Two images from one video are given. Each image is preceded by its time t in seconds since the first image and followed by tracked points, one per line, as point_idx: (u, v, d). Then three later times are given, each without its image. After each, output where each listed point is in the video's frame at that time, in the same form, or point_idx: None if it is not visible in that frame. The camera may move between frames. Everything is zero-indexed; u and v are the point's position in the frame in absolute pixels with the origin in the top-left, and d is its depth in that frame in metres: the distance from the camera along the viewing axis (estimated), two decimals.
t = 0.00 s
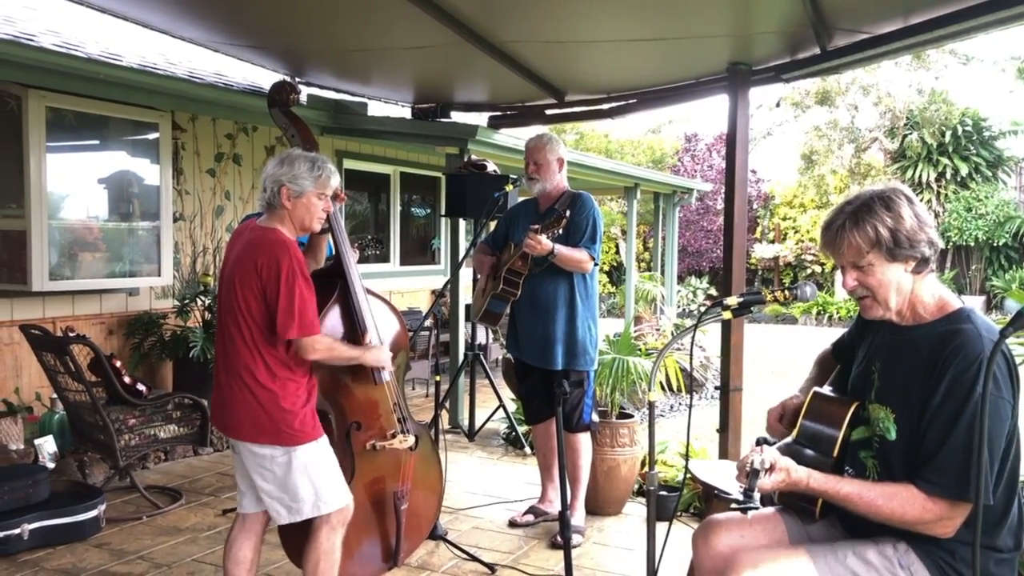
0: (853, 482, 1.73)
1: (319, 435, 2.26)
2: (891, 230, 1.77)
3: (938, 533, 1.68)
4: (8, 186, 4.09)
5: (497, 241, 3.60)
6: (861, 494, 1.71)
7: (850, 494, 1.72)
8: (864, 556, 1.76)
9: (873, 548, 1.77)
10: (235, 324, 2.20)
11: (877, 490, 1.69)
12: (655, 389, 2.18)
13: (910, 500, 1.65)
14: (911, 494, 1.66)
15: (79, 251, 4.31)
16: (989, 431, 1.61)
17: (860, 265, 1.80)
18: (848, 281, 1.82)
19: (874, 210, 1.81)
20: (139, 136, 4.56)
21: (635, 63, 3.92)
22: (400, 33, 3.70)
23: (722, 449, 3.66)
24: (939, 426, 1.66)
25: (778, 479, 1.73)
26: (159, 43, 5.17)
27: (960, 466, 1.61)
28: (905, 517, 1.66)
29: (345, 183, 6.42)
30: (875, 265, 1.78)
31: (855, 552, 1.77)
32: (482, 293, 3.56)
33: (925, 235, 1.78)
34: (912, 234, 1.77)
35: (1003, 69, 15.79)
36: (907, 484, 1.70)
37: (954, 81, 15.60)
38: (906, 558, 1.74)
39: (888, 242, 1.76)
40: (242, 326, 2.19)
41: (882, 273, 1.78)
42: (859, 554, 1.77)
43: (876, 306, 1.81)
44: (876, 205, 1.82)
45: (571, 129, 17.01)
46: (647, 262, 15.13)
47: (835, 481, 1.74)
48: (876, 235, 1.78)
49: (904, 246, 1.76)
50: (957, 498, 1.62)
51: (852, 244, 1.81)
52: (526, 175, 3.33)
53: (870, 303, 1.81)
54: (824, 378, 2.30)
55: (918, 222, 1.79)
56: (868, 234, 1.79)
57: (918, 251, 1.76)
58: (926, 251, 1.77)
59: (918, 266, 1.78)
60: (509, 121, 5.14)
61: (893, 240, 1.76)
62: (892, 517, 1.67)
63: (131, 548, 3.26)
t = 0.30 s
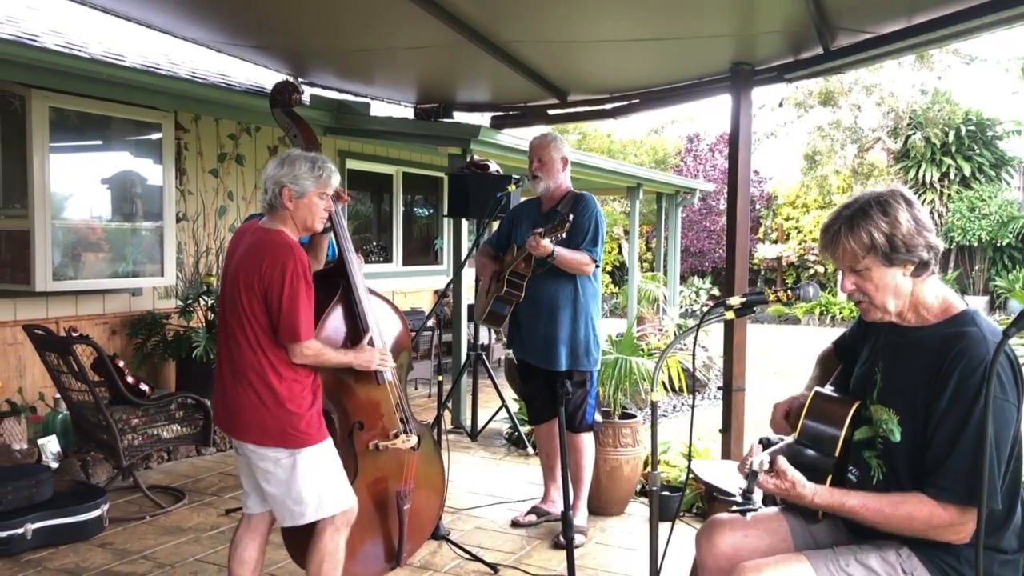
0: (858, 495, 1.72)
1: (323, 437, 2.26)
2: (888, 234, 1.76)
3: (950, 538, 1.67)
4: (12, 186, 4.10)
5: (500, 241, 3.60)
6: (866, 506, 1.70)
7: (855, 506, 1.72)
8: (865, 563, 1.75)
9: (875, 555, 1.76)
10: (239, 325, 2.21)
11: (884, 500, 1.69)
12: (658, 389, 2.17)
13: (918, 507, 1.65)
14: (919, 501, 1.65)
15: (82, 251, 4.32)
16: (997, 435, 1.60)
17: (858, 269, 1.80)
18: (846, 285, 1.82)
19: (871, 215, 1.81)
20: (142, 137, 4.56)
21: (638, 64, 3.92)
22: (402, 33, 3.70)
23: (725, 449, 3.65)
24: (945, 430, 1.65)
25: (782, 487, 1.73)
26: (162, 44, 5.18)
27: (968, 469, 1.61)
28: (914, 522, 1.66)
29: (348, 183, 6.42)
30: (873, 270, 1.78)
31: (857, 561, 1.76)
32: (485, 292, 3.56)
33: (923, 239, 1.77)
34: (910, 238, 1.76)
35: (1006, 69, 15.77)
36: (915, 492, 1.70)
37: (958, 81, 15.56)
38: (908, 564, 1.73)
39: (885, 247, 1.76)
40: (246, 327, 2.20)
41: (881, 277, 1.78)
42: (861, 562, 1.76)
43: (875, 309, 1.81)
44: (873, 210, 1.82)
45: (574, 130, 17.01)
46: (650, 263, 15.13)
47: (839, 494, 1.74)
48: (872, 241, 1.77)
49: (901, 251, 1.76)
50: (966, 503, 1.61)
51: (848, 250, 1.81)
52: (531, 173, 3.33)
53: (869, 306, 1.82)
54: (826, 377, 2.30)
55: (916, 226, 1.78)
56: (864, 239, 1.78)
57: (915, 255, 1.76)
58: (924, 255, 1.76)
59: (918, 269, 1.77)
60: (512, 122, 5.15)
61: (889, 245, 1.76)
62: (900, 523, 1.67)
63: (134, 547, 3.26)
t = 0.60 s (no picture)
0: (856, 506, 1.73)
1: (320, 439, 2.27)
2: (885, 235, 1.77)
3: (954, 541, 1.67)
4: (15, 187, 4.11)
5: (503, 241, 3.60)
6: (864, 516, 1.71)
7: (854, 517, 1.73)
8: (867, 561, 1.76)
9: (878, 552, 1.76)
10: (241, 324, 2.21)
11: (882, 508, 1.69)
12: (659, 389, 2.16)
13: (917, 512, 1.66)
14: (920, 505, 1.66)
15: (85, 252, 4.32)
16: (996, 437, 1.60)
17: (857, 269, 1.80)
18: (845, 285, 1.82)
19: (869, 216, 1.81)
20: (144, 137, 4.57)
21: (639, 63, 3.92)
22: (404, 33, 3.71)
23: (727, 449, 3.65)
24: (944, 432, 1.65)
25: (782, 493, 1.74)
26: (164, 44, 5.19)
27: (968, 472, 1.60)
28: (913, 530, 1.66)
29: (350, 183, 6.43)
30: (872, 271, 1.78)
31: (860, 559, 1.77)
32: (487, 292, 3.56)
33: (921, 238, 1.77)
34: (907, 238, 1.76)
35: (1009, 68, 15.75)
36: (915, 497, 1.71)
37: (961, 81, 15.53)
38: (910, 562, 1.73)
39: (882, 247, 1.76)
40: (249, 327, 2.20)
41: (879, 278, 1.78)
42: (864, 559, 1.76)
43: (874, 309, 1.81)
44: (870, 211, 1.82)
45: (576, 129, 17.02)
46: (652, 263, 15.14)
47: (838, 506, 1.75)
48: (869, 242, 1.77)
49: (899, 251, 1.75)
50: (968, 505, 1.61)
51: (845, 250, 1.81)
52: (533, 173, 3.33)
53: (867, 306, 1.82)
54: (826, 378, 2.30)
55: (913, 226, 1.78)
56: (860, 240, 1.78)
57: (913, 255, 1.76)
58: (922, 255, 1.76)
59: (916, 270, 1.77)
60: (514, 122, 5.15)
61: (887, 245, 1.76)
62: (900, 531, 1.68)
63: (137, 547, 3.27)
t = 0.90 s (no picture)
0: (858, 506, 1.73)
1: (320, 438, 2.27)
2: (885, 235, 1.77)
3: (955, 542, 1.67)
4: (18, 187, 4.12)
5: (507, 241, 3.60)
6: (866, 515, 1.71)
7: (856, 517, 1.72)
8: (867, 566, 1.75)
9: (877, 557, 1.76)
10: (244, 326, 2.21)
11: (883, 507, 1.69)
12: (660, 389, 2.15)
13: (918, 512, 1.66)
14: (920, 505, 1.66)
15: (87, 251, 4.33)
16: (995, 436, 1.60)
17: (857, 269, 1.80)
18: (846, 285, 1.82)
19: (868, 216, 1.81)
20: (146, 137, 4.58)
21: (641, 64, 3.92)
22: (406, 33, 3.70)
23: (729, 449, 3.64)
24: (944, 431, 1.65)
25: (784, 491, 1.75)
26: (166, 44, 5.19)
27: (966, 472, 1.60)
28: (914, 529, 1.66)
29: (352, 183, 6.44)
30: (872, 270, 1.78)
31: (859, 563, 1.76)
32: (490, 294, 3.57)
33: (921, 238, 1.77)
34: (907, 237, 1.76)
35: (1011, 68, 15.73)
36: (916, 497, 1.71)
37: (963, 80, 15.51)
38: (909, 569, 1.73)
39: (882, 247, 1.76)
40: (252, 328, 2.20)
41: (880, 277, 1.78)
42: (864, 565, 1.76)
43: (874, 309, 1.81)
44: (870, 211, 1.81)
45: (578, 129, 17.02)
46: (654, 262, 15.14)
47: (840, 506, 1.74)
48: (869, 242, 1.77)
49: (899, 251, 1.75)
50: (969, 507, 1.61)
51: (846, 250, 1.81)
52: (536, 173, 3.33)
53: (868, 307, 1.81)
54: (828, 378, 2.29)
55: (914, 226, 1.78)
56: (860, 241, 1.78)
57: (913, 255, 1.75)
58: (922, 254, 1.76)
59: (917, 269, 1.77)
60: (515, 121, 5.14)
61: (887, 245, 1.76)
62: (900, 531, 1.68)
63: (139, 547, 3.28)
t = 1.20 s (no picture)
0: (872, 501, 1.72)
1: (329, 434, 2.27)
2: (897, 234, 1.76)
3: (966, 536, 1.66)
4: (21, 187, 4.13)
5: (509, 242, 3.60)
6: (880, 511, 1.70)
7: (870, 513, 1.71)
8: (868, 562, 1.75)
9: (878, 554, 1.76)
10: (245, 325, 2.22)
11: (897, 503, 1.68)
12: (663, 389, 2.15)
13: (931, 507, 1.65)
14: (931, 500, 1.66)
15: (90, 251, 4.34)
16: (1001, 427, 1.60)
17: (868, 269, 1.79)
18: (856, 286, 1.81)
19: (878, 215, 1.80)
20: (149, 137, 4.58)
21: (644, 64, 3.92)
22: (408, 33, 3.70)
23: (731, 449, 3.64)
24: (951, 426, 1.65)
25: (796, 488, 1.73)
26: (169, 45, 5.20)
27: (973, 464, 1.60)
28: (928, 524, 1.66)
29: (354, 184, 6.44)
30: (883, 269, 1.78)
31: (860, 560, 1.76)
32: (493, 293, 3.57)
33: (931, 235, 1.77)
34: (918, 235, 1.76)
35: (1014, 68, 15.71)
36: (926, 491, 1.70)
37: (966, 81, 15.49)
38: (911, 564, 1.72)
39: (894, 246, 1.75)
40: (251, 327, 2.21)
41: (890, 277, 1.78)
42: (864, 561, 1.76)
43: (884, 309, 1.80)
44: (879, 209, 1.81)
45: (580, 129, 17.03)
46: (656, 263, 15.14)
47: (853, 501, 1.73)
48: (882, 240, 1.76)
49: (910, 249, 1.75)
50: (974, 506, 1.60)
51: (858, 250, 1.79)
52: (537, 173, 3.33)
53: (877, 307, 1.81)
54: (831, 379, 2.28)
55: (923, 224, 1.78)
56: (873, 240, 1.77)
57: (924, 252, 1.75)
58: (932, 251, 1.76)
59: (925, 266, 1.77)
60: (518, 122, 5.14)
61: (899, 244, 1.75)
62: (915, 526, 1.67)
63: (142, 546, 3.28)
